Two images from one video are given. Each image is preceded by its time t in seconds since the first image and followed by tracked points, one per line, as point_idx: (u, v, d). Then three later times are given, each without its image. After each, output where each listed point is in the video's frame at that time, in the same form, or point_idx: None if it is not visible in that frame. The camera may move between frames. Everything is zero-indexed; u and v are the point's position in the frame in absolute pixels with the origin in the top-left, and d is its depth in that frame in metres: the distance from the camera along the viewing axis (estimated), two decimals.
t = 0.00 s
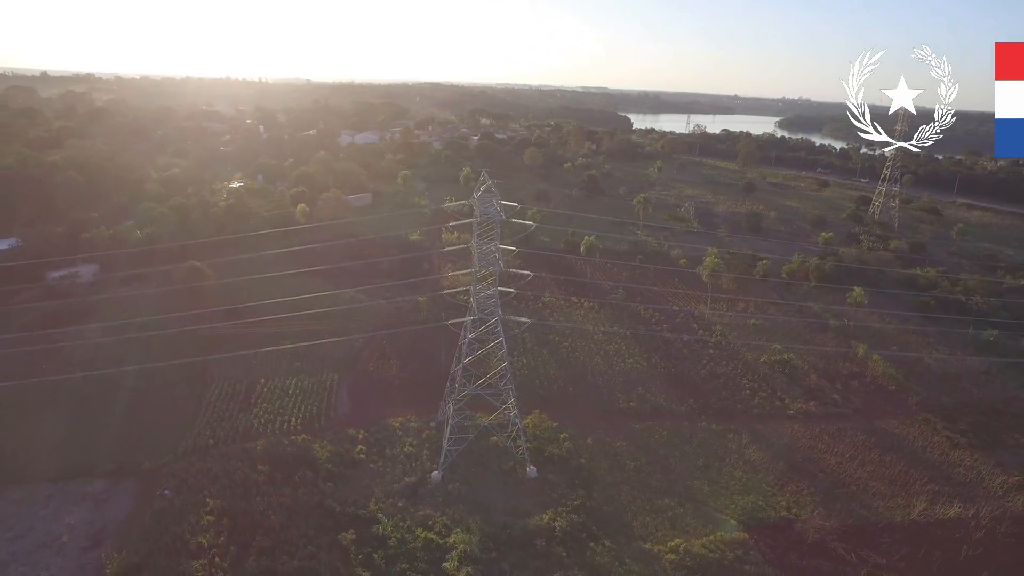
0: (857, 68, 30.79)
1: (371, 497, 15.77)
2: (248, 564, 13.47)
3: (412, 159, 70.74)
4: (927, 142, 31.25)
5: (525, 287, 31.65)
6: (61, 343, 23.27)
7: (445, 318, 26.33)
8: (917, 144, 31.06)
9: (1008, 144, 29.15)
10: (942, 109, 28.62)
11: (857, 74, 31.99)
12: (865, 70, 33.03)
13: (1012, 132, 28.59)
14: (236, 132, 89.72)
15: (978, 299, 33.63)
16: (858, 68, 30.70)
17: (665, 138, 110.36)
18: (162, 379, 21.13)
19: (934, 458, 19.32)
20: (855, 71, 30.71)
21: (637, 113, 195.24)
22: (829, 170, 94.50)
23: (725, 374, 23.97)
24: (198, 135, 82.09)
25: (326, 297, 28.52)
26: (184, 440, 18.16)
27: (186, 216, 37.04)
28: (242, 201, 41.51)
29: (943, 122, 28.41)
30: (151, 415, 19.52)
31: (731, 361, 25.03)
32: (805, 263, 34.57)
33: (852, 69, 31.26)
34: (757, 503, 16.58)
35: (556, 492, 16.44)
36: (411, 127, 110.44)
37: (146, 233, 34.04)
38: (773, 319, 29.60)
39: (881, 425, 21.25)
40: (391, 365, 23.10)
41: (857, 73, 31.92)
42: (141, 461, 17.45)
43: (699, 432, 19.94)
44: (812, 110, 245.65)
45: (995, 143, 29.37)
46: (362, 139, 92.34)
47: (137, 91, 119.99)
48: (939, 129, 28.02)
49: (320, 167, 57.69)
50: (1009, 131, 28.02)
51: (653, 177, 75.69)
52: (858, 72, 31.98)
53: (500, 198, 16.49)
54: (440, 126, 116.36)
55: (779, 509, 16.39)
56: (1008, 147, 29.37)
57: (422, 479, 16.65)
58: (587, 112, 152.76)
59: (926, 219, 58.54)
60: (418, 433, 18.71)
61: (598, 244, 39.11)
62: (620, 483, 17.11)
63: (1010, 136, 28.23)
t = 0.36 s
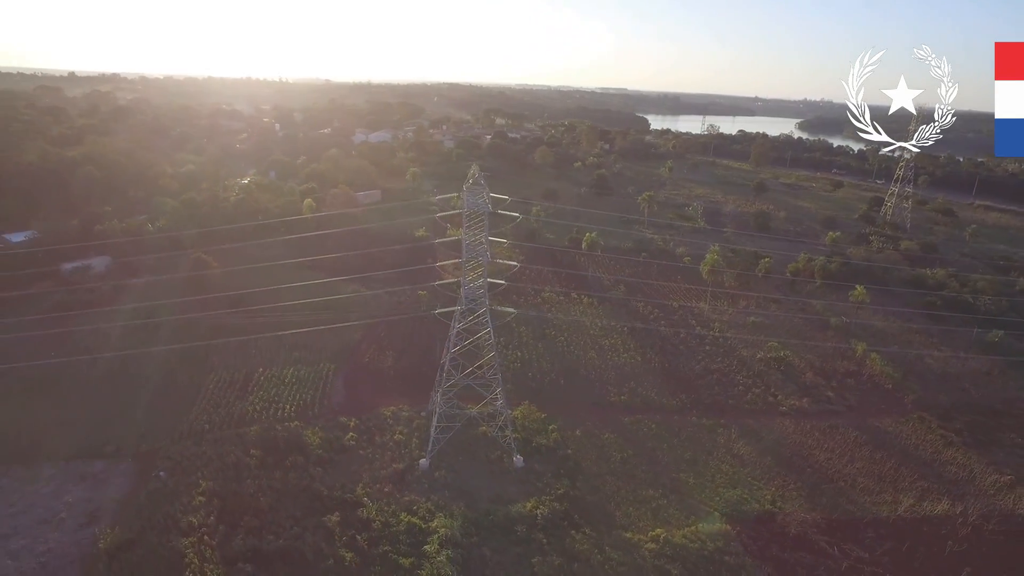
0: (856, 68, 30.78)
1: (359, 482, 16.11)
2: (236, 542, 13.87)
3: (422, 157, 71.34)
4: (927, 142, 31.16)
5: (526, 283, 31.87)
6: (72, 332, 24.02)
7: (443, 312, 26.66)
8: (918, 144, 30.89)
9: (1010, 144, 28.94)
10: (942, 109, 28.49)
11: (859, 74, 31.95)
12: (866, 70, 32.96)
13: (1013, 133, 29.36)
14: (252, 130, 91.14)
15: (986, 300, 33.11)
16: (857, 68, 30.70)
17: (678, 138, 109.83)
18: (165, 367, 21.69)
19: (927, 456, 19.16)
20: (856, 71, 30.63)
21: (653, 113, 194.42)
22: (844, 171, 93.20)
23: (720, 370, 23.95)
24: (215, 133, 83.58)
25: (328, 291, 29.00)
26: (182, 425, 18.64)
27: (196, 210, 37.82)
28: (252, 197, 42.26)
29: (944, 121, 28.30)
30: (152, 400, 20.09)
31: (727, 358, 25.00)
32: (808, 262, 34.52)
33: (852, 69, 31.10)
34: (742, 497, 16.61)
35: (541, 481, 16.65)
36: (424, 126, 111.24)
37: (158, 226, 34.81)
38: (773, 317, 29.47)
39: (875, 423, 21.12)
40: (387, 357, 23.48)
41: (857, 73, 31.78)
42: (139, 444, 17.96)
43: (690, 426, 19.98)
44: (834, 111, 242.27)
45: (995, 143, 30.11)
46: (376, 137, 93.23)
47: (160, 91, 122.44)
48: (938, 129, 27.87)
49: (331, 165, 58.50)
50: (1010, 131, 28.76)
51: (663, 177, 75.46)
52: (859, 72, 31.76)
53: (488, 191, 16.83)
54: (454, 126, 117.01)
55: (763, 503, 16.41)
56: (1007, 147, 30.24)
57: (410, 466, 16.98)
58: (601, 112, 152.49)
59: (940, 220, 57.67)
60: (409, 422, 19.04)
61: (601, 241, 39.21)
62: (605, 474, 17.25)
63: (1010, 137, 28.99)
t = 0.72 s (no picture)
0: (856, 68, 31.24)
1: (353, 467, 16.50)
2: (230, 519, 14.25)
3: (436, 155, 71.88)
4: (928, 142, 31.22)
5: (530, 277, 32.05)
6: (88, 322, 24.81)
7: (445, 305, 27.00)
8: (918, 144, 30.80)
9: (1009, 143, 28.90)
10: (943, 109, 28.37)
11: (860, 73, 32.00)
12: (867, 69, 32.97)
13: (1013, 132, 29.94)
14: (270, 127, 92.55)
15: (999, 300, 32.40)
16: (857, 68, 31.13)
17: (694, 137, 109.02)
18: (173, 355, 22.32)
19: (925, 455, 18.95)
20: (857, 71, 30.70)
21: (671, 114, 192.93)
22: (864, 172, 91.59)
23: (719, 366, 23.89)
24: (234, 130, 85.13)
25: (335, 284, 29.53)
26: (185, 410, 19.18)
27: (210, 204, 38.62)
28: (265, 192, 43.07)
29: (944, 122, 28.31)
30: (159, 385, 20.73)
31: (727, 355, 24.92)
32: (818, 261, 33.86)
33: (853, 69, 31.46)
34: (732, 490, 16.62)
35: (531, 470, 16.87)
36: (440, 125, 111.98)
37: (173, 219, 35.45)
38: (777, 315, 29.26)
39: (875, 421, 20.92)
40: (388, 347, 23.91)
41: (859, 73, 31.82)
42: (144, 426, 18.56)
43: (684, 421, 20.03)
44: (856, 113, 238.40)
45: (996, 143, 30.73)
46: (392, 135, 94.10)
47: (184, 90, 124.98)
48: (937, 130, 27.84)
49: (344, 162, 59.36)
50: (1009, 132, 29.37)
51: (677, 176, 75.05)
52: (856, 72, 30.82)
53: (481, 183, 17.18)
54: (470, 125, 117.49)
55: (753, 497, 16.40)
56: (1007, 146, 31.03)
57: (403, 452, 17.33)
58: (617, 112, 151.88)
59: (959, 221, 56.52)
60: (405, 411, 19.42)
61: (607, 239, 39.24)
62: (596, 465, 17.41)
63: (1010, 137, 29.57)
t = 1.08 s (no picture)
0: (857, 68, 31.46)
1: (349, 451, 16.89)
2: (226, 497, 14.71)
3: (451, 153, 72.42)
4: (927, 142, 31.13)
5: (536, 272, 32.24)
6: (104, 310, 25.65)
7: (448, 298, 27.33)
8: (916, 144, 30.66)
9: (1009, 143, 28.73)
10: (943, 108, 28.16)
11: (857, 73, 32.13)
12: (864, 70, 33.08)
13: (1012, 132, 30.15)
14: (290, 125, 94.13)
15: (1015, 300, 31.67)
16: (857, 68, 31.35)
17: (713, 137, 108.11)
18: (182, 343, 22.97)
19: (925, 453, 18.72)
20: (857, 71, 30.88)
21: (691, 114, 191.33)
22: (885, 173, 89.85)
23: (720, 362, 23.82)
24: (255, 127, 86.71)
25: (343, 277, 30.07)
26: (191, 394, 19.75)
27: (226, 199, 39.55)
28: (280, 186, 43.93)
29: (943, 122, 28.29)
30: (170, 369, 21.38)
31: (729, 351, 24.82)
32: (829, 261, 33.48)
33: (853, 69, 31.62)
34: (723, 483, 16.63)
35: (523, 458, 17.08)
36: (457, 124, 112.70)
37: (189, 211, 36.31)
38: (783, 313, 29.04)
39: (876, 419, 20.69)
40: (391, 338, 24.31)
41: (858, 73, 31.91)
42: (153, 408, 19.18)
43: (680, 415, 20.05)
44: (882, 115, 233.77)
45: (996, 142, 30.99)
46: (409, 134, 94.97)
47: (209, 89, 127.62)
48: (936, 130, 27.80)
49: (360, 160, 60.21)
50: (1009, 131, 29.59)
51: (693, 176, 74.54)
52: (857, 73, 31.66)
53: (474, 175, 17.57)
54: (487, 124, 117.92)
55: (744, 490, 16.40)
56: (1008, 146, 30.80)
57: (399, 438, 17.66)
58: (636, 112, 151.12)
59: (981, 221, 55.28)
60: (403, 399, 19.77)
61: (615, 236, 39.28)
62: (588, 455, 17.55)
63: (1011, 136, 29.78)
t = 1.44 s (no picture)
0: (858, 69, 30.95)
1: (347, 436, 17.30)
2: (226, 475, 15.17)
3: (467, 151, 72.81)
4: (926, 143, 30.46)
5: (543, 267, 32.36)
6: (120, 298, 26.46)
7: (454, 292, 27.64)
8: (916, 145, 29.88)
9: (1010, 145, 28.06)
10: (942, 109, 27.50)
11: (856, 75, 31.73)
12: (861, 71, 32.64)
13: (1013, 133, 29.48)
14: (311, 124, 95.63)
15: None
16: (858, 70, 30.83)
17: (732, 137, 106.92)
18: (194, 331, 23.63)
19: (926, 452, 18.48)
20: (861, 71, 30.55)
21: (712, 115, 189.47)
22: (908, 175, 88.02)
23: (723, 358, 23.73)
24: (276, 125, 88.18)
25: (352, 270, 30.59)
26: (199, 378, 20.35)
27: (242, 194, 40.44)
28: (295, 182, 44.73)
29: (943, 122, 27.93)
30: (181, 355, 22.04)
31: (733, 347, 24.71)
32: (842, 261, 33.17)
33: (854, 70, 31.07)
34: (715, 476, 16.65)
35: (517, 447, 17.29)
36: (475, 123, 113.21)
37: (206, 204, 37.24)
38: (791, 312, 28.76)
39: (879, 417, 20.46)
40: (396, 329, 24.72)
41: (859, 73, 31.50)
42: (162, 391, 19.79)
43: (678, 409, 20.09)
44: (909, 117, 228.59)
45: (996, 143, 30.34)
46: (427, 132, 95.60)
47: (234, 89, 130.06)
48: (937, 130, 27.33)
49: (376, 157, 60.98)
50: (1009, 132, 29.03)
51: (709, 176, 73.91)
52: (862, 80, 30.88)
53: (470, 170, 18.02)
54: (505, 123, 118.16)
55: (737, 483, 16.39)
56: (1007, 147, 30.17)
57: (398, 426, 18.00)
58: (656, 113, 150.03)
59: (1005, 224, 53.87)
60: (404, 387, 20.14)
61: (625, 233, 39.23)
62: (582, 446, 17.69)
63: (1010, 136, 29.18)
